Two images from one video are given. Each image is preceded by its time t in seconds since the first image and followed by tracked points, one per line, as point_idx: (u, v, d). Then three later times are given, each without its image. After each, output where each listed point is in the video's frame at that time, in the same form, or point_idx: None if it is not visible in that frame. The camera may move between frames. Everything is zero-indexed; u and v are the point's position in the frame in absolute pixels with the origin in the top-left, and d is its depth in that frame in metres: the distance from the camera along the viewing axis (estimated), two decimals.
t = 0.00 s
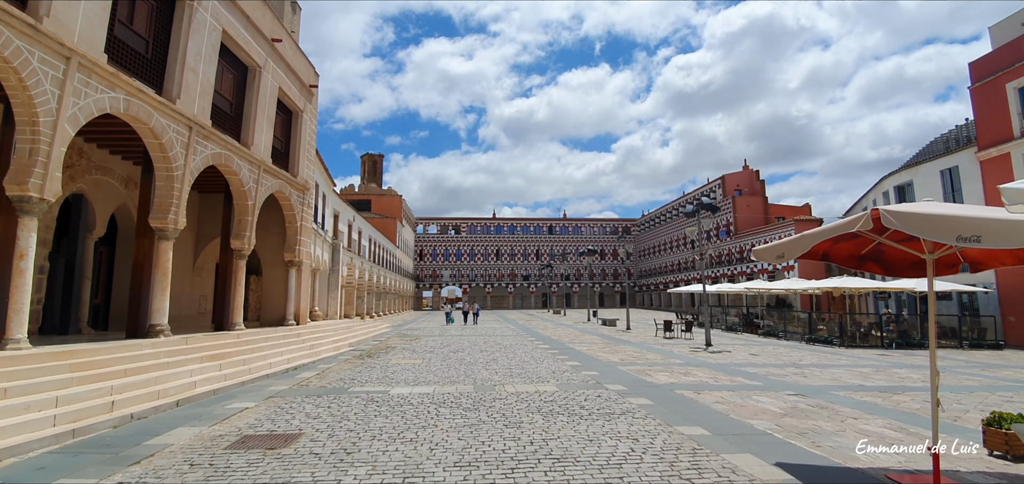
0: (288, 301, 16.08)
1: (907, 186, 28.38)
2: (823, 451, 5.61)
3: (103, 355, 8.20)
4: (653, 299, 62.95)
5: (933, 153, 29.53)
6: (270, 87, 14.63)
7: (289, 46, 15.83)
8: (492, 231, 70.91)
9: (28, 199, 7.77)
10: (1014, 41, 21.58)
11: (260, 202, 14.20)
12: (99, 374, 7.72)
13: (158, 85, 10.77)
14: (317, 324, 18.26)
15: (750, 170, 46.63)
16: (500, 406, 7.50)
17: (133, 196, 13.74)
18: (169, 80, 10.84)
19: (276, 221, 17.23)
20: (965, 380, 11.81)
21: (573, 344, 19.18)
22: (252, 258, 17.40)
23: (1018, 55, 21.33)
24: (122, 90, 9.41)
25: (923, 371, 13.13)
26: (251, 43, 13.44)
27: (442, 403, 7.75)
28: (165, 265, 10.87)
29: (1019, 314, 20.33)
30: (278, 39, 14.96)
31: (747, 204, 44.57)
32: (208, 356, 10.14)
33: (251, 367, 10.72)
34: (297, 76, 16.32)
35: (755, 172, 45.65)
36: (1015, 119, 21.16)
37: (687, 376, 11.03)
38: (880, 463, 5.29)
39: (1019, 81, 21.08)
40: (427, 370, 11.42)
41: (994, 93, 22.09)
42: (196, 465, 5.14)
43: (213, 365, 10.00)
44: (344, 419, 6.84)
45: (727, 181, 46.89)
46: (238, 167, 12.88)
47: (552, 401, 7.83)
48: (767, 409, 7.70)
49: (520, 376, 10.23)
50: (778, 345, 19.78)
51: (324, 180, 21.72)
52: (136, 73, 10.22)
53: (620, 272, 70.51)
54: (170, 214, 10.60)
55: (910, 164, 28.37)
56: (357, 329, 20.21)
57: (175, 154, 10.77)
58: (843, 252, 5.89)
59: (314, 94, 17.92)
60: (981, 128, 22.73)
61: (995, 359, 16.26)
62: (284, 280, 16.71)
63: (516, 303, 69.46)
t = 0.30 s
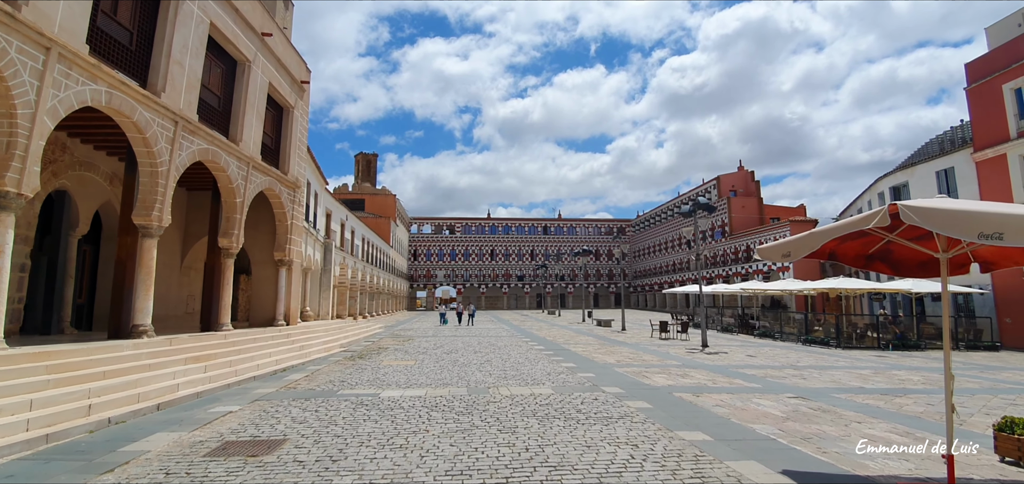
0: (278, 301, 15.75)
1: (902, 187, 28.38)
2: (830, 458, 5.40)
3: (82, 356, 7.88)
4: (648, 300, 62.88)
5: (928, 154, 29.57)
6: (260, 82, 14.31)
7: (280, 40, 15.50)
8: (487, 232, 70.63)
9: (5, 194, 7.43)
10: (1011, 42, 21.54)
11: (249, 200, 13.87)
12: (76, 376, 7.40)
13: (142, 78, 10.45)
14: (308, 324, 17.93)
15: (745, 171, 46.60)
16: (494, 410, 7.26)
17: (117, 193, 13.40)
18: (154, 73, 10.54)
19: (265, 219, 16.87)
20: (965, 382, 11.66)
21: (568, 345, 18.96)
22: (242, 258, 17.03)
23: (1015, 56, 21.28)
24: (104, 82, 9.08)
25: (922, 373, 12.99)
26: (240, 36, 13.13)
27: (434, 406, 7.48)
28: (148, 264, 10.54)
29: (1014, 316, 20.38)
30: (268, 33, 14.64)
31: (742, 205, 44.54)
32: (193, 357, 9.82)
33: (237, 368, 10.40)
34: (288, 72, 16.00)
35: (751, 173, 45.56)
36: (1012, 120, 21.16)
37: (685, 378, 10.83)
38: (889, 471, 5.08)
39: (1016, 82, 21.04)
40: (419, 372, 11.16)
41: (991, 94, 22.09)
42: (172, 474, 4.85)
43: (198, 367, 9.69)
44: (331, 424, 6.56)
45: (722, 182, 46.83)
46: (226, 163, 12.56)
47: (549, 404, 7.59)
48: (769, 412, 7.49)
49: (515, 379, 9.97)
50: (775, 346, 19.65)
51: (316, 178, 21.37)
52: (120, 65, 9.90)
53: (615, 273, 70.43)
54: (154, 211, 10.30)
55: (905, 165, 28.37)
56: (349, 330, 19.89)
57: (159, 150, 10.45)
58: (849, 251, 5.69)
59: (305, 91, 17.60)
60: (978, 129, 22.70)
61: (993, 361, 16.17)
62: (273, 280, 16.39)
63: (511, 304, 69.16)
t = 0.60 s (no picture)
0: (259, 301, 15.31)
1: (886, 187, 28.68)
2: (828, 462, 5.21)
3: (45, 359, 7.45)
4: (635, 300, 63.04)
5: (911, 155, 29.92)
6: (240, 76, 13.86)
7: (261, 33, 15.06)
8: (474, 231, 70.29)
9: None
10: (994, 45, 21.80)
11: (227, 197, 13.41)
12: (39, 380, 7.00)
13: (114, 68, 9.99)
14: (290, 325, 17.46)
15: (731, 171, 46.84)
16: (481, 414, 6.98)
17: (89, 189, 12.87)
18: (127, 64, 10.09)
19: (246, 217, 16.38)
20: (953, 382, 11.65)
21: (556, 345, 18.75)
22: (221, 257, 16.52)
23: (998, 59, 21.55)
24: (72, 71, 8.64)
25: (909, 372, 12.99)
26: (219, 28, 12.68)
27: (418, 410, 7.19)
28: (119, 262, 10.08)
29: (996, 315, 20.64)
30: (248, 25, 14.19)
31: (729, 206, 44.77)
32: (165, 359, 9.38)
33: (212, 371, 9.98)
34: (270, 65, 15.55)
35: (737, 173, 45.78)
36: (994, 122, 21.45)
37: (675, 379, 10.66)
38: (890, 475, 4.90)
39: (999, 84, 21.31)
40: (404, 373, 10.83)
41: (973, 95, 22.36)
42: None
43: (171, 369, 9.29)
44: (309, 430, 6.22)
45: (709, 182, 47.00)
46: (204, 158, 12.11)
47: (537, 407, 7.34)
48: (762, 414, 7.31)
49: (503, 380, 9.69)
50: (763, 346, 19.66)
51: (299, 175, 20.89)
52: (90, 54, 9.44)
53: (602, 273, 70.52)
54: (125, 207, 9.85)
55: (889, 166, 28.66)
56: (333, 330, 19.44)
57: (131, 143, 10.00)
58: (848, 249, 5.53)
59: (288, 85, 17.14)
60: (961, 130, 22.97)
61: (978, 360, 16.30)
62: (254, 279, 15.92)
63: (498, 304, 68.89)
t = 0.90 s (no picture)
0: (242, 301, 14.90)
1: (875, 189, 28.84)
2: (829, 469, 5.02)
3: (10, 361, 7.07)
4: (626, 300, 63.08)
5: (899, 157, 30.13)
6: (223, 69, 13.44)
7: (245, 25, 14.64)
8: (465, 231, 69.92)
9: None
10: (981, 48, 21.95)
11: (209, 193, 12.99)
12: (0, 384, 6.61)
13: (88, 57, 9.58)
14: (275, 325, 17.05)
15: (721, 172, 46.95)
16: (469, 419, 6.71)
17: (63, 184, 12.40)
18: (102, 53, 9.68)
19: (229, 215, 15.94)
20: (946, 383, 11.58)
21: (547, 346, 18.52)
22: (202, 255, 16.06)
23: (985, 62, 21.70)
24: (42, 60, 8.22)
25: (900, 374, 12.95)
26: (201, 19, 12.28)
27: (403, 415, 6.89)
28: (92, 260, 9.65)
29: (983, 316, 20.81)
30: (232, 17, 13.77)
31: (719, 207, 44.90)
32: (139, 361, 9.00)
33: (190, 374, 9.62)
34: (254, 58, 15.12)
35: (727, 174, 45.86)
36: (981, 125, 21.62)
37: (668, 381, 10.47)
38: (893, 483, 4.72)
39: (986, 87, 21.45)
40: (390, 376, 10.52)
41: (961, 99, 22.51)
42: None
43: (146, 372, 8.92)
44: (287, 437, 5.91)
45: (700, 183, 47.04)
46: (184, 152, 11.70)
47: (528, 412, 7.09)
48: (758, 418, 7.11)
49: (492, 383, 9.43)
50: (753, 347, 19.63)
51: (285, 172, 20.43)
52: (62, 42, 9.03)
53: (593, 273, 70.52)
54: (99, 203, 9.45)
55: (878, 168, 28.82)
56: (319, 331, 19.05)
57: (106, 136, 9.60)
58: (850, 248, 5.36)
59: (273, 79, 16.72)
60: (948, 133, 23.13)
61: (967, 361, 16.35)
62: (237, 278, 15.51)
63: (489, 304, 68.60)
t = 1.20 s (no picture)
0: (231, 300, 14.56)
1: (871, 190, 28.82)
2: (838, 477, 4.81)
3: None
4: (620, 300, 63.01)
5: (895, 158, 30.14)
6: (212, 62, 13.11)
7: (235, 18, 14.31)
8: (459, 231, 69.60)
9: None
10: (977, 50, 21.96)
11: (197, 190, 12.65)
12: None
13: (69, 47, 9.24)
14: (265, 325, 16.71)
15: (717, 173, 46.88)
16: (462, 423, 6.46)
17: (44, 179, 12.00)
18: (84, 43, 9.35)
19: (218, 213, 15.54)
20: (946, 386, 11.44)
21: (542, 347, 18.29)
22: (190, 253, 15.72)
23: (981, 64, 21.71)
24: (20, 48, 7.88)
25: (899, 375, 12.83)
26: (189, 10, 11.95)
27: (394, 419, 6.63)
28: (72, 257, 9.27)
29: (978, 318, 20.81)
30: (221, 9, 13.44)
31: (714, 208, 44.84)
32: (120, 362, 8.67)
33: (174, 376, 9.30)
34: (244, 52, 14.77)
35: (722, 175, 45.73)
36: (976, 127, 21.60)
37: (666, 383, 10.26)
38: None
39: (982, 89, 21.45)
40: (382, 377, 10.25)
41: (956, 100, 22.49)
42: None
43: (128, 373, 8.62)
44: (271, 443, 5.63)
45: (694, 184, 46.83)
46: (170, 147, 11.37)
47: (523, 416, 6.84)
48: (761, 423, 6.90)
49: (487, 385, 9.18)
50: (750, 348, 19.50)
51: (276, 169, 20.07)
52: (42, 31, 8.69)
53: (588, 273, 70.42)
54: (79, 197, 9.12)
55: (873, 169, 28.81)
56: (310, 331, 18.72)
57: (87, 128, 9.27)
58: (860, 247, 5.16)
59: (264, 74, 16.38)
60: (943, 134, 23.11)
61: (964, 363, 16.25)
62: (226, 277, 15.18)
63: (483, 304, 68.34)
